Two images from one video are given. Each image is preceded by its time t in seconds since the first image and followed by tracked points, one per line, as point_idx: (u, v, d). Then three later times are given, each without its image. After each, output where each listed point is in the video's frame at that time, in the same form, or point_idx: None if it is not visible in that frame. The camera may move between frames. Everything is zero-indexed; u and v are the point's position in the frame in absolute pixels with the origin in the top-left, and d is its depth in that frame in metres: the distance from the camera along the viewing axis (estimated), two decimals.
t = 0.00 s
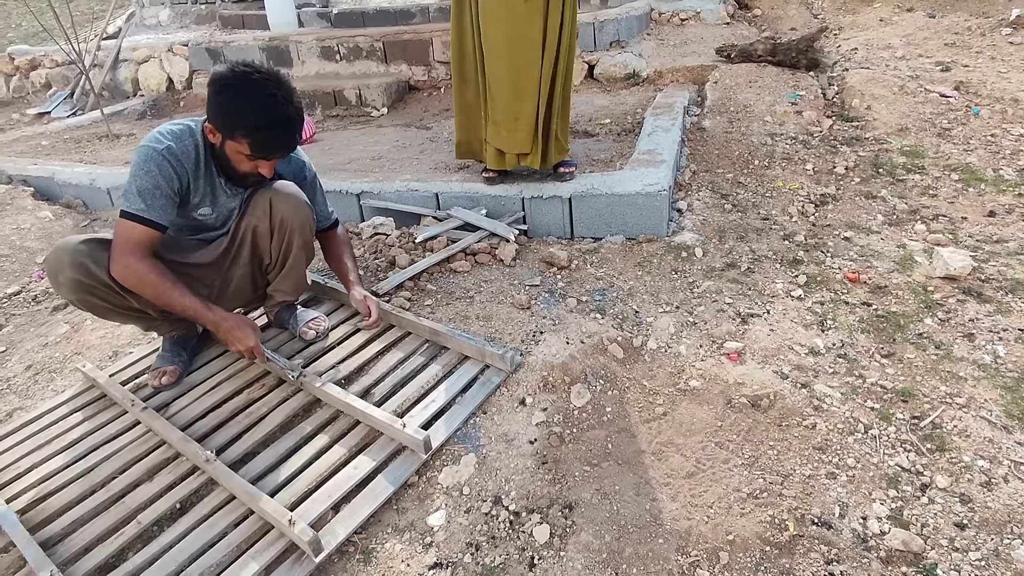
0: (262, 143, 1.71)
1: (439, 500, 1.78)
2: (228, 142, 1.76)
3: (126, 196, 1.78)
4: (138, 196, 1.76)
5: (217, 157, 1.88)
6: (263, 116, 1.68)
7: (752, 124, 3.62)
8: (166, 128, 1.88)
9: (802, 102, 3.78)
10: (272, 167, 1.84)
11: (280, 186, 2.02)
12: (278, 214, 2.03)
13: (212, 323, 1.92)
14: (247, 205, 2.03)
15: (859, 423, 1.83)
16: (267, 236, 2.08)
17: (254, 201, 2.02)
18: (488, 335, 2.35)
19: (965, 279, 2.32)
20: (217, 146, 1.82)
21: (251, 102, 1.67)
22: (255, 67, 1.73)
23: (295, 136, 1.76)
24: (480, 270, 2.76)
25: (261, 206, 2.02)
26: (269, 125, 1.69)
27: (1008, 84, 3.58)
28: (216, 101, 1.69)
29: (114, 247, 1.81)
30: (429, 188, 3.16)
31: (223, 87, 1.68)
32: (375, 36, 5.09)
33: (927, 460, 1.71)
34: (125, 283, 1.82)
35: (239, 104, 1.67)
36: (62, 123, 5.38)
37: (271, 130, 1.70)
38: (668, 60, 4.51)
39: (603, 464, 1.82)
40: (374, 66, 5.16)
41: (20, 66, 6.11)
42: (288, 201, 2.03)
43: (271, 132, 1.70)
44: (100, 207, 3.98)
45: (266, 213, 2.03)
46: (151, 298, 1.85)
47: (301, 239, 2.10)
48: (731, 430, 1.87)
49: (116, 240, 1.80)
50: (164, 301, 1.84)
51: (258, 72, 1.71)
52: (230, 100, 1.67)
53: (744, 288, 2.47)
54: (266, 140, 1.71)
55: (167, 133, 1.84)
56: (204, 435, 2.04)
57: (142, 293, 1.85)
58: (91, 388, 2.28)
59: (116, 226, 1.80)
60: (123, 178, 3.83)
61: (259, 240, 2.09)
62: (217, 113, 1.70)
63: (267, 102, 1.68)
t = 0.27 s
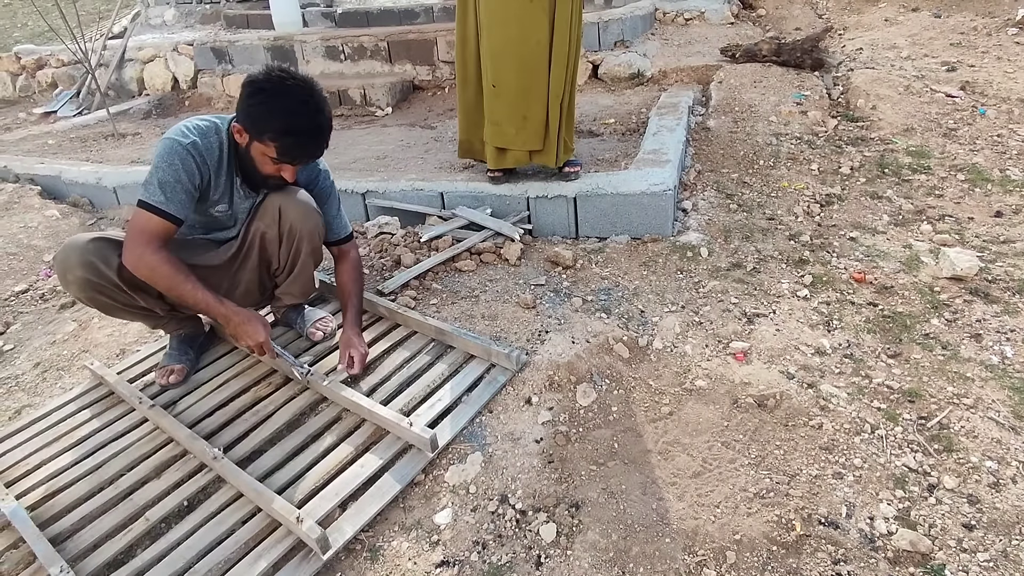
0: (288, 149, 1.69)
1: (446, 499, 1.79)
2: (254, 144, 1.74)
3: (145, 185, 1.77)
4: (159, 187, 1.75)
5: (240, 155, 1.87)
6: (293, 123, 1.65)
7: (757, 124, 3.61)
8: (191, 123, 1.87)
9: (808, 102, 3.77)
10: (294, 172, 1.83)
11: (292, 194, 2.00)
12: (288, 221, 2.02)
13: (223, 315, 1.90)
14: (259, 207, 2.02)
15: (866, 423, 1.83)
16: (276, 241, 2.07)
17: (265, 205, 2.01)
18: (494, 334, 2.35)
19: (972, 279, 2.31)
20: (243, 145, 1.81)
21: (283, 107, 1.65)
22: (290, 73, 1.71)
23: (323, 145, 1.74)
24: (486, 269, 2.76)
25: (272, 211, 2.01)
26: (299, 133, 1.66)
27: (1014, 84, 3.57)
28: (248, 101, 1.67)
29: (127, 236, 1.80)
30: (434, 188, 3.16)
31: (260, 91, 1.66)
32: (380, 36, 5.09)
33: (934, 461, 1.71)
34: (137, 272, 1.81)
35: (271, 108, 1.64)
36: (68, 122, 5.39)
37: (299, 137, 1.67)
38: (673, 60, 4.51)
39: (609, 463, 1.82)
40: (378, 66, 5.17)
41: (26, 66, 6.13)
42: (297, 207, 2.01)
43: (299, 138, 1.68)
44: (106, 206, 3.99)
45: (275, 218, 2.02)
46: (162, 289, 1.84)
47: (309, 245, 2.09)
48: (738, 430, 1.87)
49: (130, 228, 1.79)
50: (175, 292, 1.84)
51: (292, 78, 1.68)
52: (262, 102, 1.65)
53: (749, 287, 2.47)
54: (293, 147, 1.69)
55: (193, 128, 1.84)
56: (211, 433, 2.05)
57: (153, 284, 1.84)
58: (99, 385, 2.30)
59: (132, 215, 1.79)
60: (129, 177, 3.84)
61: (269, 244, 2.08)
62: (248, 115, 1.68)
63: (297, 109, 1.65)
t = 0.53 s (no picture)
0: (296, 155, 1.68)
1: (447, 498, 1.79)
2: (261, 149, 1.73)
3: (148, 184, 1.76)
4: (161, 186, 1.75)
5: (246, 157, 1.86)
6: (302, 129, 1.65)
7: (759, 124, 3.61)
8: (199, 123, 1.86)
9: (810, 102, 3.77)
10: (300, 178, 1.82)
11: (298, 195, 2.01)
12: (292, 221, 2.03)
13: (219, 317, 1.90)
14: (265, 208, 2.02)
15: (868, 423, 1.83)
16: (280, 241, 2.08)
17: (271, 206, 2.02)
18: (495, 333, 2.35)
19: (975, 280, 2.31)
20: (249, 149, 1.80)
21: (291, 113, 1.64)
22: (299, 78, 1.70)
23: (330, 151, 1.73)
24: (487, 268, 2.76)
25: (276, 211, 2.02)
26: (306, 139, 1.66)
27: (1016, 84, 3.57)
28: (255, 106, 1.67)
29: (128, 233, 1.80)
30: (436, 187, 3.16)
31: (269, 96, 1.65)
32: (381, 36, 5.09)
33: (936, 461, 1.70)
34: (135, 270, 1.81)
35: (279, 114, 1.64)
36: (70, 122, 5.40)
37: (307, 144, 1.67)
38: (674, 60, 4.50)
39: (611, 463, 1.82)
40: (380, 65, 5.16)
41: (28, 65, 6.13)
42: (303, 208, 2.02)
43: (306, 145, 1.67)
44: (108, 205, 3.99)
45: (280, 219, 2.03)
46: (160, 287, 1.84)
47: (313, 246, 2.10)
48: (739, 430, 1.87)
49: (132, 225, 1.79)
50: (172, 291, 1.84)
51: (300, 83, 1.67)
52: (270, 108, 1.64)
53: (751, 287, 2.46)
54: (300, 153, 1.68)
55: (200, 129, 1.83)
56: (212, 432, 2.05)
57: (152, 282, 1.84)
58: (101, 384, 2.30)
59: (134, 212, 1.79)
60: (131, 176, 3.84)
61: (272, 244, 2.08)
62: (256, 120, 1.67)
63: (305, 116, 1.65)
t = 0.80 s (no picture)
0: (297, 158, 1.69)
1: (446, 500, 1.79)
2: (262, 151, 1.73)
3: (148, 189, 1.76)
4: (160, 192, 1.75)
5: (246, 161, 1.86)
6: (302, 131, 1.65)
7: (759, 126, 3.61)
8: (197, 126, 1.86)
9: (809, 103, 3.77)
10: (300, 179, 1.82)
11: (293, 198, 2.00)
12: (286, 223, 2.02)
13: (220, 321, 1.90)
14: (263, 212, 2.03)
15: (867, 425, 1.83)
16: (275, 244, 2.07)
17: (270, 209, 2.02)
18: (494, 335, 2.35)
19: (974, 282, 2.31)
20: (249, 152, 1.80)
21: (292, 115, 1.64)
22: (299, 80, 1.69)
23: (331, 153, 1.73)
24: (487, 270, 2.76)
25: (270, 214, 2.01)
26: (307, 141, 1.66)
27: (1016, 86, 3.57)
28: (256, 109, 1.67)
29: (128, 238, 1.80)
30: (435, 189, 3.16)
31: (270, 98, 1.65)
32: (381, 37, 5.09)
33: (936, 463, 1.70)
34: (136, 276, 1.81)
35: (280, 116, 1.64)
36: (70, 122, 5.40)
37: (308, 146, 1.67)
38: (674, 61, 4.50)
39: (610, 465, 1.81)
40: (380, 67, 5.16)
41: (29, 66, 6.14)
42: (297, 211, 2.01)
43: (306, 147, 1.67)
44: (108, 206, 3.99)
45: (274, 222, 2.02)
46: (161, 292, 1.84)
47: (308, 248, 2.09)
48: (738, 432, 1.87)
49: (131, 230, 1.78)
50: (174, 298, 1.83)
51: (301, 85, 1.66)
52: (271, 111, 1.64)
53: (751, 289, 2.46)
54: (301, 155, 1.68)
55: (197, 132, 1.83)
56: (211, 433, 2.05)
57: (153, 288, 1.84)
58: (100, 386, 2.31)
59: (133, 219, 1.79)
60: (131, 177, 3.85)
61: (270, 248, 2.08)
62: (257, 123, 1.67)
63: (305, 118, 1.64)
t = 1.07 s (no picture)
0: (301, 149, 1.72)
1: (445, 502, 1.79)
2: (260, 151, 1.74)
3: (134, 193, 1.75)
4: (146, 194, 1.74)
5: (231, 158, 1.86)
6: (296, 124, 1.68)
7: (758, 127, 3.61)
8: (177, 128, 1.86)
9: (808, 105, 3.77)
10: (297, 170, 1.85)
11: (288, 197, 2.01)
12: (284, 225, 2.02)
13: (217, 320, 1.88)
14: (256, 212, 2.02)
15: (865, 427, 1.83)
16: (273, 247, 2.07)
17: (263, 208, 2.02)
18: (493, 336, 2.35)
19: (972, 283, 2.32)
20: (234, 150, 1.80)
21: (287, 110, 1.66)
22: (277, 71, 1.71)
23: (325, 140, 1.77)
24: (486, 271, 2.76)
25: (268, 214, 2.01)
26: (307, 133, 1.70)
27: (1015, 88, 3.58)
28: (240, 105, 1.68)
29: (119, 245, 1.79)
30: (435, 190, 3.17)
31: (252, 91, 1.67)
32: (381, 38, 5.09)
33: (934, 465, 1.70)
34: (130, 282, 1.80)
35: (276, 114, 1.65)
36: (70, 123, 5.40)
37: (301, 135, 1.69)
38: (673, 63, 4.51)
39: (608, 466, 1.82)
40: (380, 68, 5.16)
41: (28, 66, 6.14)
42: (293, 211, 2.01)
43: (307, 139, 1.71)
44: (107, 206, 4.00)
45: (271, 224, 2.02)
46: (155, 295, 1.82)
47: (307, 251, 2.09)
48: (737, 433, 1.87)
49: (122, 237, 1.77)
50: (168, 299, 1.82)
51: (282, 76, 1.69)
52: (257, 104, 1.66)
53: (750, 291, 2.47)
54: (304, 146, 1.72)
55: (179, 133, 1.83)
56: (210, 435, 2.05)
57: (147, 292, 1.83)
58: (99, 387, 2.31)
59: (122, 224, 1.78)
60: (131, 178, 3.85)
61: (265, 249, 2.08)
62: (249, 123, 1.67)
63: (292, 107, 1.67)
